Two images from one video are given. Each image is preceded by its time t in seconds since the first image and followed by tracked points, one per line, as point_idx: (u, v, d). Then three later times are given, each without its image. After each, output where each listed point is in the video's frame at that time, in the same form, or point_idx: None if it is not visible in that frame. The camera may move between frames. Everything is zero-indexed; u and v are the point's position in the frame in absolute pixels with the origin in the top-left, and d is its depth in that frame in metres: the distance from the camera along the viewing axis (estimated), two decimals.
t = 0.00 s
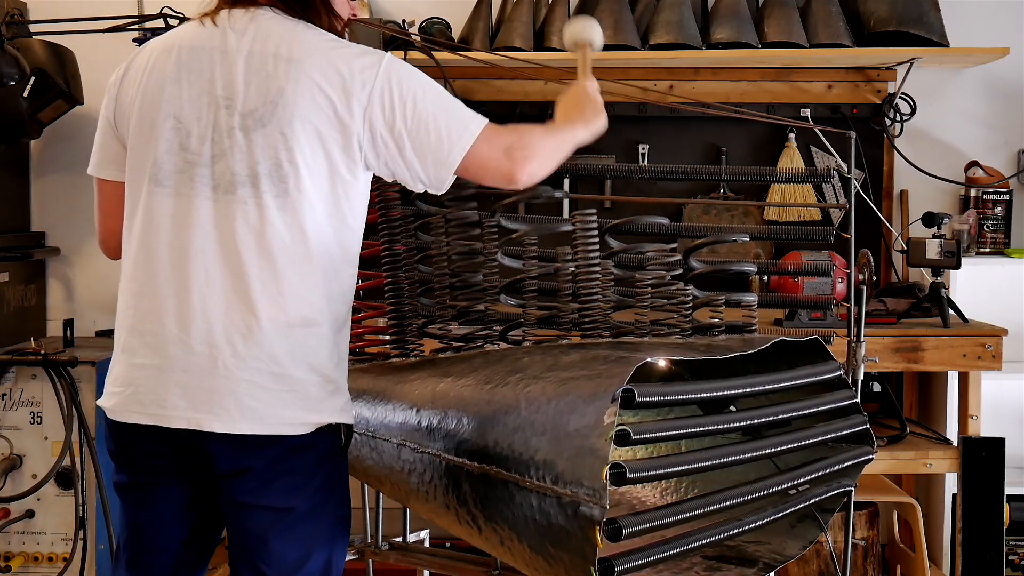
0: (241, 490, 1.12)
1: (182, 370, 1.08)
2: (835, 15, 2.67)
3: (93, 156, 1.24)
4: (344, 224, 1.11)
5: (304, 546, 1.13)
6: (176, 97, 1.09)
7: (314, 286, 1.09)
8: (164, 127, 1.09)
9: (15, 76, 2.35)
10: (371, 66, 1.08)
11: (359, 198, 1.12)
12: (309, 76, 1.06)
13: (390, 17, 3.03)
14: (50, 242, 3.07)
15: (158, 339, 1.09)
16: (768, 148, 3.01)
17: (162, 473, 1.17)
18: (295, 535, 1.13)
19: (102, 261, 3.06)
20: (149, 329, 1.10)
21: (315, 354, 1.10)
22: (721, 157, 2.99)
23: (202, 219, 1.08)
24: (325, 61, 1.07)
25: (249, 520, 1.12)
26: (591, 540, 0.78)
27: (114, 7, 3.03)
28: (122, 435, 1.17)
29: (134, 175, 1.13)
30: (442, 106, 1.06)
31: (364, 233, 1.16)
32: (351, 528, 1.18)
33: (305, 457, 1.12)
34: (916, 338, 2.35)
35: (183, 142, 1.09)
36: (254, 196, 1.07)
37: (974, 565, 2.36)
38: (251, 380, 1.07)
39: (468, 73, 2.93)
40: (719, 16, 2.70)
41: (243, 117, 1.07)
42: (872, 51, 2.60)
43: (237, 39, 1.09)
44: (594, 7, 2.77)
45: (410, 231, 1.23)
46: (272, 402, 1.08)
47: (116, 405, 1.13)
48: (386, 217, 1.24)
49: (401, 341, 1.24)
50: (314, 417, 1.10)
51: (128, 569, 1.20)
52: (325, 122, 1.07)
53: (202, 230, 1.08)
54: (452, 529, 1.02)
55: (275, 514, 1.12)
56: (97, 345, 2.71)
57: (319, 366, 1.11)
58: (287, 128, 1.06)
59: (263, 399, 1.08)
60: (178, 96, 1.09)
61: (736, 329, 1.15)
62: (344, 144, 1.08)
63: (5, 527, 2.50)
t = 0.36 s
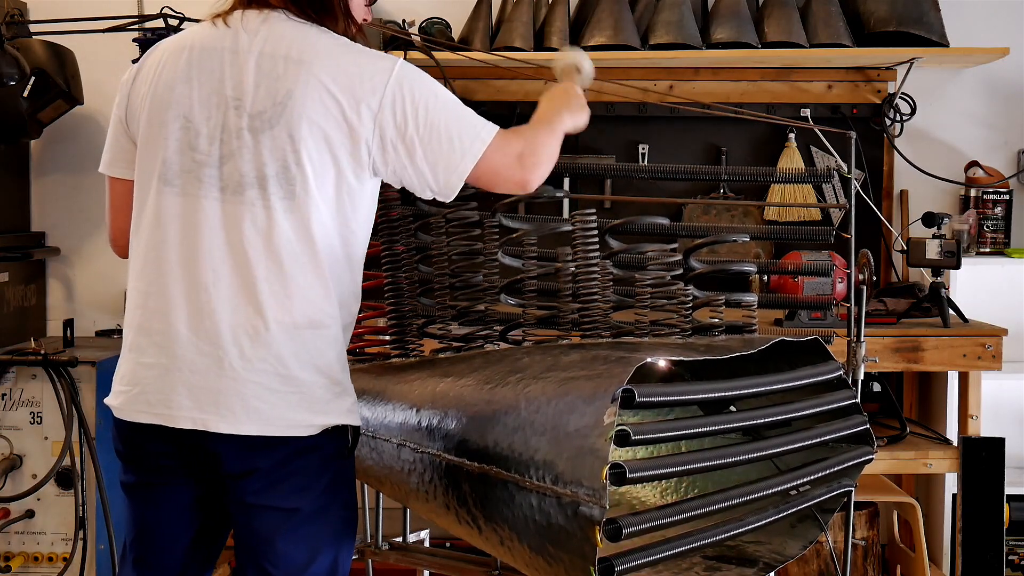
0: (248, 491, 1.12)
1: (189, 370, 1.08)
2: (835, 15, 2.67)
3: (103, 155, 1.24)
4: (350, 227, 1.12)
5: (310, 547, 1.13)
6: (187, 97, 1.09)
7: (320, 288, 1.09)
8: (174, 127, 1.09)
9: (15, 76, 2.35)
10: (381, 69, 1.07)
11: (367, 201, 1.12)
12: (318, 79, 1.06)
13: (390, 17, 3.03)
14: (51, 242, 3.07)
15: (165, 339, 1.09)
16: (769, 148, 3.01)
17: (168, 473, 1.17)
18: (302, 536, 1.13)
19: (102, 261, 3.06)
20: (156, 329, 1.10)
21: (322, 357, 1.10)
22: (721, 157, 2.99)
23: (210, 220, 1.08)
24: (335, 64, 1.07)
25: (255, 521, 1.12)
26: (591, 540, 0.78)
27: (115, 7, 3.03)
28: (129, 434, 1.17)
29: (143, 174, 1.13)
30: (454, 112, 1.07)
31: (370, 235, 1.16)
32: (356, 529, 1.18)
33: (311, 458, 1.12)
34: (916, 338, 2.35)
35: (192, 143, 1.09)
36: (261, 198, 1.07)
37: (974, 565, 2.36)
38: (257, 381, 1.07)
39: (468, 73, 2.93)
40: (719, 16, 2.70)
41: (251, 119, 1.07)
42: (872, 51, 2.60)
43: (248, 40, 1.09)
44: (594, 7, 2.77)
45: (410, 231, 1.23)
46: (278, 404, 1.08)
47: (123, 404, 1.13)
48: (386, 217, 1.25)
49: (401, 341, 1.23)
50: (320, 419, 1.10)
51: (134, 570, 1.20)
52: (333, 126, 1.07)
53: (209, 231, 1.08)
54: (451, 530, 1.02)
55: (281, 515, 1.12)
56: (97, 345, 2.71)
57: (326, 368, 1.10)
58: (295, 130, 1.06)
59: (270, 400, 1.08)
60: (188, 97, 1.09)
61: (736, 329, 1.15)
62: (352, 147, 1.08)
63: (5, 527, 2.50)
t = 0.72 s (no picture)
0: (245, 490, 1.12)
1: (185, 370, 1.08)
2: (835, 15, 2.67)
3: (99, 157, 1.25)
4: (346, 225, 1.12)
5: (307, 546, 1.13)
6: (179, 98, 1.09)
7: (316, 287, 1.09)
8: (167, 128, 1.09)
9: (15, 76, 2.35)
10: (373, 68, 1.08)
11: (363, 199, 1.12)
12: (310, 78, 1.06)
13: (390, 17, 3.03)
14: (51, 242, 3.07)
15: (160, 340, 1.09)
16: (769, 148, 3.01)
17: (165, 473, 1.17)
18: (299, 535, 1.13)
19: (102, 261, 3.06)
20: (152, 329, 1.10)
21: (319, 356, 1.10)
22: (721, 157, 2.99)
23: (205, 220, 1.08)
24: (327, 63, 1.07)
25: (253, 520, 1.12)
26: (590, 540, 0.78)
27: (115, 7, 3.03)
28: (125, 434, 1.17)
29: (137, 176, 1.13)
30: (446, 108, 1.07)
31: (366, 234, 1.16)
32: (353, 528, 1.18)
33: (308, 457, 1.12)
34: (916, 338, 2.35)
35: (186, 144, 1.09)
36: (256, 197, 1.07)
37: (974, 565, 2.36)
38: (254, 381, 1.07)
39: (468, 73, 2.93)
40: (719, 16, 2.70)
41: (244, 119, 1.07)
42: (872, 51, 2.60)
43: (240, 40, 1.09)
44: (594, 7, 2.77)
45: (410, 231, 1.23)
46: (275, 403, 1.08)
47: (119, 405, 1.13)
48: (384, 217, 1.25)
49: (401, 341, 1.24)
50: (317, 418, 1.09)
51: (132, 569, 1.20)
52: (326, 125, 1.07)
53: (204, 231, 1.08)
54: (451, 530, 1.02)
55: (279, 514, 1.12)
56: (96, 345, 2.71)
57: (323, 367, 1.11)
58: (289, 130, 1.06)
59: (267, 400, 1.08)
60: (181, 98, 1.09)
61: (736, 330, 1.15)
62: (346, 146, 1.08)
63: (5, 527, 2.50)
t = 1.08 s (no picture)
0: (233, 490, 1.12)
1: (171, 368, 1.08)
2: (835, 15, 2.67)
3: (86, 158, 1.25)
4: (329, 222, 1.12)
5: (298, 546, 1.13)
6: (164, 97, 1.09)
7: (300, 284, 1.09)
8: (152, 127, 1.09)
9: (15, 76, 2.36)
10: (356, 65, 1.08)
11: (346, 195, 1.13)
12: (293, 75, 1.06)
13: (390, 17, 3.03)
14: (50, 242, 3.07)
15: (146, 338, 1.09)
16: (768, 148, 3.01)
17: (155, 473, 1.17)
18: (290, 534, 1.13)
19: (102, 261, 3.06)
20: (138, 328, 1.10)
21: (303, 352, 1.10)
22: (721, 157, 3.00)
23: (189, 219, 1.08)
24: (310, 60, 1.07)
25: (242, 520, 1.12)
26: (591, 541, 0.78)
27: (114, 7, 3.03)
28: (115, 434, 1.17)
29: (123, 175, 1.13)
30: (429, 106, 1.07)
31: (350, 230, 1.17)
32: (346, 528, 1.18)
33: (297, 456, 1.12)
34: (916, 338, 2.35)
35: (170, 142, 1.09)
36: (240, 194, 1.07)
37: (974, 565, 2.36)
38: (240, 379, 1.07)
39: (467, 73, 2.93)
40: (719, 16, 2.70)
41: (228, 116, 1.07)
42: (872, 51, 2.60)
43: (224, 39, 1.09)
44: (594, 7, 2.77)
45: (410, 231, 1.23)
46: (261, 400, 1.08)
47: (106, 405, 1.13)
48: (387, 218, 1.24)
49: (401, 341, 1.24)
50: (305, 415, 1.10)
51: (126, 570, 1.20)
52: (310, 121, 1.07)
53: (188, 229, 1.08)
54: (451, 530, 1.02)
55: (268, 514, 1.12)
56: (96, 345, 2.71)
57: (308, 363, 1.11)
58: (273, 127, 1.06)
59: (252, 397, 1.08)
60: (165, 97, 1.09)
61: (736, 330, 1.15)
62: (329, 143, 1.08)
63: (5, 527, 2.50)
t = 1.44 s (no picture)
0: (237, 490, 1.12)
1: (178, 369, 1.08)
2: (835, 15, 2.67)
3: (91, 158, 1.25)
4: (337, 222, 1.12)
5: (301, 546, 1.13)
6: (172, 97, 1.09)
7: (309, 284, 1.09)
8: (160, 127, 1.09)
9: (15, 76, 2.35)
10: (364, 64, 1.08)
11: (354, 196, 1.13)
12: (303, 76, 1.06)
13: (390, 17, 3.03)
14: (50, 242, 3.07)
15: (153, 339, 1.09)
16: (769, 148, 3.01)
17: (157, 472, 1.17)
18: (293, 534, 1.12)
19: (102, 261, 3.06)
20: (145, 328, 1.09)
21: (310, 353, 1.10)
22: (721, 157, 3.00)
23: (197, 219, 1.08)
24: (319, 60, 1.07)
25: (246, 520, 1.12)
26: (591, 540, 0.78)
27: (114, 7, 3.03)
28: (118, 434, 1.17)
29: (130, 175, 1.13)
30: (440, 101, 1.08)
31: (359, 231, 1.17)
32: (348, 528, 1.18)
33: (301, 456, 1.12)
34: (916, 338, 2.35)
35: (178, 143, 1.09)
36: (248, 195, 1.07)
37: (974, 565, 2.36)
38: (248, 379, 1.07)
39: (467, 73, 2.93)
40: (719, 16, 2.70)
41: (237, 116, 1.07)
42: (873, 51, 2.60)
43: (232, 39, 1.09)
44: (594, 7, 2.77)
45: (410, 231, 1.24)
46: (268, 400, 1.08)
47: (111, 405, 1.13)
48: (384, 217, 1.24)
49: (401, 341, 1.24)
50: (308, 416, 1.09)
51: (128, 569, 1.20)
52: (320, 121, 1.07)
53: (196, 230, 1.08)
54: (452, 530, 1.02)
55: (272, 514, 1.12)
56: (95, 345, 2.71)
57: (315, 364, 1.11)
58: (282, 127, 1.06)
59: (259, 397, 1.08)
60: (174, 97, 1.09)
61: (736, 330, 1.15)
62: (338, 143, 1.08)
63: (5, 527, 2.50)
